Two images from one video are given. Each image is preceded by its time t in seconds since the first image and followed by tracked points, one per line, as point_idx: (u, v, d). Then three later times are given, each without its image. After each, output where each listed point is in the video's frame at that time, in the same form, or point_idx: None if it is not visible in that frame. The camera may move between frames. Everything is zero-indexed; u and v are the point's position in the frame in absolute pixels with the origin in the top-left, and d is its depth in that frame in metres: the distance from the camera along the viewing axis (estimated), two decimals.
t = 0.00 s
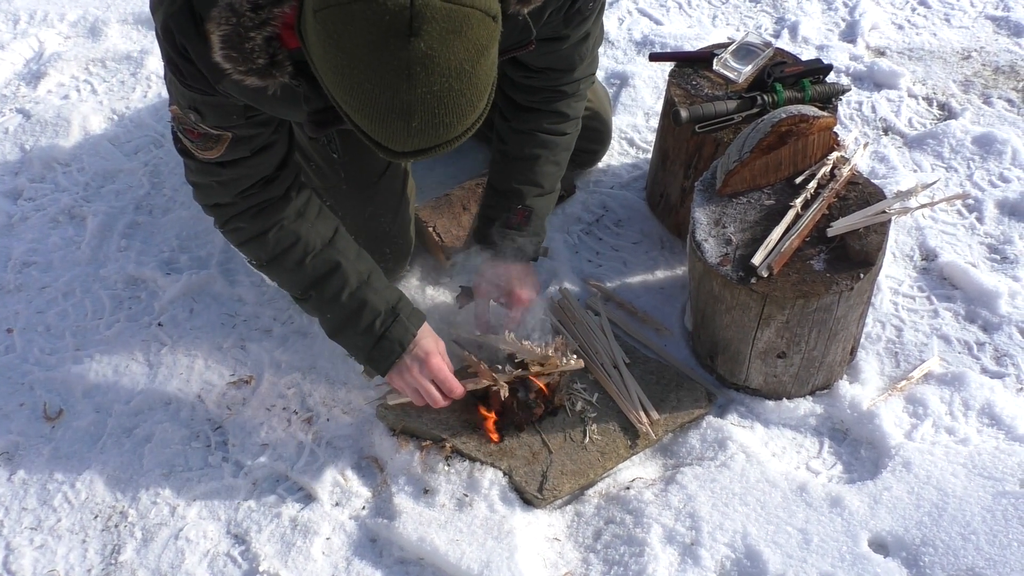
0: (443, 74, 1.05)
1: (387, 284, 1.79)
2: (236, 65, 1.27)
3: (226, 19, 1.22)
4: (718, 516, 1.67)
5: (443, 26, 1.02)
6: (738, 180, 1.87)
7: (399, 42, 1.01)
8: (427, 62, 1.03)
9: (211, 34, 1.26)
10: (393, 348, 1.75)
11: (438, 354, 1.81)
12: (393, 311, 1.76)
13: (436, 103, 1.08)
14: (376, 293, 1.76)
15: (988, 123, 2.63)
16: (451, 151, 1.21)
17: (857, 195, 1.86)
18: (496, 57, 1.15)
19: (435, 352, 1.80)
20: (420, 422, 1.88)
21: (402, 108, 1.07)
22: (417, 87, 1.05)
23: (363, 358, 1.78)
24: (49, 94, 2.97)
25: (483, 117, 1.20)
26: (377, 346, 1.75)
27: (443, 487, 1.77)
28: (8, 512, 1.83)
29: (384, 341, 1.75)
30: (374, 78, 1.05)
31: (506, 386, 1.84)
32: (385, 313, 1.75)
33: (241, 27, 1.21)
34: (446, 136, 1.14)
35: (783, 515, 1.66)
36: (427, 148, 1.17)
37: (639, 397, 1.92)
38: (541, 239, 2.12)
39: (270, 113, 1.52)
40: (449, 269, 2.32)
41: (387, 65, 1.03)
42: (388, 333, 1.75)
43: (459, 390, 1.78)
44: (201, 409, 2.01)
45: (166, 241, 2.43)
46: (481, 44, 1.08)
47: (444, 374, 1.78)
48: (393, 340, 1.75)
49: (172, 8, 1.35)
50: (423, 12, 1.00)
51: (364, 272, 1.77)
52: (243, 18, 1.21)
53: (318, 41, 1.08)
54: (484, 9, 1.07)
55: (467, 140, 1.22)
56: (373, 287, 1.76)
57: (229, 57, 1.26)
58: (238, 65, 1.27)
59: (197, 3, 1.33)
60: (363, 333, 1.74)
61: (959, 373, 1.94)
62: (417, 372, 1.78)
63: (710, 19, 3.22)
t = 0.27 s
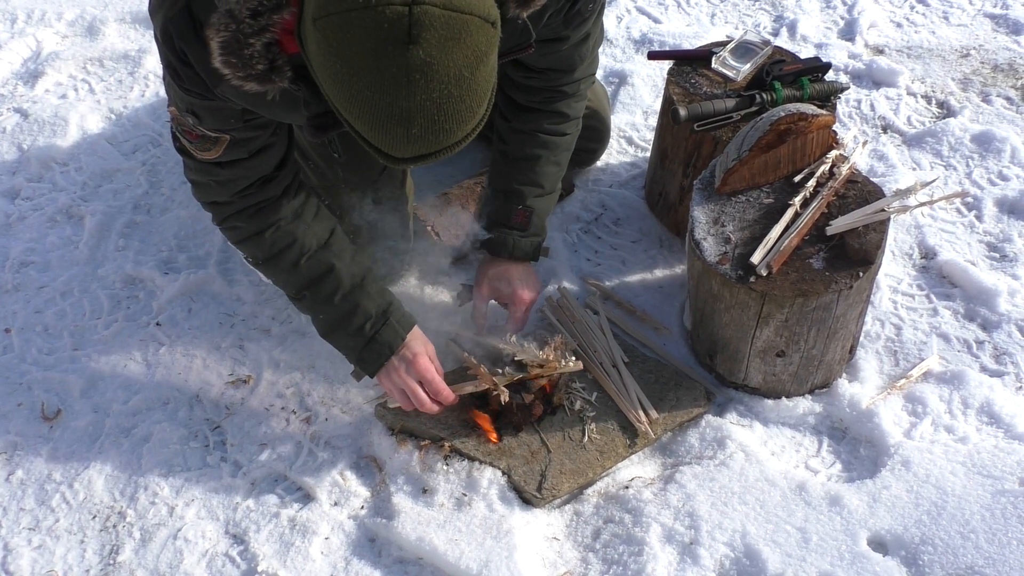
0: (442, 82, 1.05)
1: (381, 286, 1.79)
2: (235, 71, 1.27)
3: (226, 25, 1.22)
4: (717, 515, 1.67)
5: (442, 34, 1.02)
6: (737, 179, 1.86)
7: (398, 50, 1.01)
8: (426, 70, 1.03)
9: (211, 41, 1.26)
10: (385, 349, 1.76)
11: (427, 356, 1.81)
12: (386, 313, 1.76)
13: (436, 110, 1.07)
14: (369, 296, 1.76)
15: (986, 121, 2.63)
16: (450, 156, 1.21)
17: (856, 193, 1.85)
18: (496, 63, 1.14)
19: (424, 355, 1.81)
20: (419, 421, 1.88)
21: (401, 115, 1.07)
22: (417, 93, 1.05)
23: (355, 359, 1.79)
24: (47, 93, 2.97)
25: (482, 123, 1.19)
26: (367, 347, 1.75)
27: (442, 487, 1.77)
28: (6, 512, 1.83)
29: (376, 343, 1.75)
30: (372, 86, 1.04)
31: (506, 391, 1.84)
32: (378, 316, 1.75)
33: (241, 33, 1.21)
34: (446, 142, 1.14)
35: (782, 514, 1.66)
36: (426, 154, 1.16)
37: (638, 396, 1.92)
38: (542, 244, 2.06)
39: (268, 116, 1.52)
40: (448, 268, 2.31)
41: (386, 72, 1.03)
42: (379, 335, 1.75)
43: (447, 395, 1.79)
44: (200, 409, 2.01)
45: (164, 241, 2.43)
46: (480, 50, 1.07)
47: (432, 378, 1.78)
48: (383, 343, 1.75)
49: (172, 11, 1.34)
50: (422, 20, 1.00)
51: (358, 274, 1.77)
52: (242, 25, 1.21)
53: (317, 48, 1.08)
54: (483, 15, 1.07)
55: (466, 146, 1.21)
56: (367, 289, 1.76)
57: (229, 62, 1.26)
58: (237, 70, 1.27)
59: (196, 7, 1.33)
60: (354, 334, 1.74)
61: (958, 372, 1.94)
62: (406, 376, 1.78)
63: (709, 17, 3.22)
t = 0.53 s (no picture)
0: (439, 81, 1.04)
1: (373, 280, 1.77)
2: (231, 71, 1.26)
3: (223, 26, 1.21)
4: (717, 514, 1.67)
5: (438, 34, 1.02)
6: (737, 177, 1.86)
7: (394, 51, 1.01)
8: (422, 70, 1.03)
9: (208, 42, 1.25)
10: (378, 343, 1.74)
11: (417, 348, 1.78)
12: (377, 307, 1.74)
13: (433, 110, 1.07)
14: (361, 290, 1.73)
15: (986, 120, 2.63)
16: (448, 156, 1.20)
17: (855, 192, 1.86)
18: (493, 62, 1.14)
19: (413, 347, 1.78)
20: (419, 421, 1.87)
21: (398, 115, 1.06)
22: (414, 94, 1.04)
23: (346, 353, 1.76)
24: (45, 92, 2.96)
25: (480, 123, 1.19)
26: (360, 340, 1.73)
27: (442, 486, 1.77)
28: (5, 513, 1.82)
29: (369, 336, 1.73)
30: (369, 86, 1.04)
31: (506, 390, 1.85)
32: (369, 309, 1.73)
33: (237, 33, 1.20)
34: (443, 142, 1.13)
35: (782, 513, 1.66)
36: (424, 155, 1.16)
37: (638, 395, 1.91)
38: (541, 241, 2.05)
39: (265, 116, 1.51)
40: (447, 268, 2.31)
41: (382, 73, 1.02)
42: (371, 329, 1.73)
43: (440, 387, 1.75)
44: (199, 409, 2.00)
45: (163, 240, 2.42)
46: (477, 51, 1.07)
47: (423, 371, 1.75)
48: (375, 336, 1.73)
49: (170, 12, 1.34)
50: (418, 20, 1.00)
51: (350, 268, 1.74)
52: (239, 25, 1.19)
53: (313, 49, 1.08)
54: (480, 15, 1.07)
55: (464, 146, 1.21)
56: (359, 283, 1.74)
57: (226, 63, 1.25)
58: (233, 71, 1.25)
59: (195, 8, 1.33)
60: (345, 327, 1.71)
61: (957, 371, 1.94)
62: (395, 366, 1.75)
63: (708, 16, 3.22)
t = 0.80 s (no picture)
0: (443, 72, 1.04)
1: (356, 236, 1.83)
2: (237, 67, 1.27)
3: (227, 22, 1.21)
4: (717, 513, 1.67)
5: (444, 25, 1.01)
6: (737, 176, 1.86)
7: (399, 41, 1.00)
8: (427, 61, 1.02)
9: (213, 37, 1.25)
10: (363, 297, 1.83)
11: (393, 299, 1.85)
12: (361, 264, 1.81)
13: (437, 102, 1.07)
14: (346, 248, 1.81)
15: (985, 118, 2.63)
16: (452, 148, 1.20)
17: (855, 191, 1.85)
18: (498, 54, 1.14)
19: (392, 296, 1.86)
20: (418, 420, 1.87)
21: (402, 107, 1.06)
22: (418, 85, 1.04)
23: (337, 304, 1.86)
24: (44, 91, 2.96)
25: (484, 115, 1.19)
26: (347, 293, 1.82)
27: (441, 485, 1.77)
28: (5, 512, 1.82)
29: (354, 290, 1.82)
30: (373, 77, 1.04)
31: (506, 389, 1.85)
32: (353, 266, 1.81)
33: (242, 29, 1.20)
34: (447, 135, 1.13)
35: (781, 512, 1.66)
36: (428, 147, 1.16)
37: (637, 394, 1.91)
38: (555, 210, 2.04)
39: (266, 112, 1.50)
40: (446, 267, 2.31)
41: (386, 64, 1.02)
42: (356, 283, 1.81)
43: (425, 332, 1.83)
44: (199, 408, 2.00)
45: (162, 240, 2.42)
46: (482, 42, 1.07)
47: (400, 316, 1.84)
48: (360, 291, 1.82)
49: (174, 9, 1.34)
50: (423, 10, 1.00)
51: (333, 226, 1.81)
52: (243, 20, 1.20)
53: (318, 39, 1.07)
54: (485, 7, 1.06)
55: (468, 138, 1.21)
56: (342, 241, 1.81)
57: (230, 58, 1.25)
58: (238, 67, 1.26)
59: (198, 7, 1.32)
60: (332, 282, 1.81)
61: (957, 369, 1.93)
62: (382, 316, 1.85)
63: (707, 14, 3.21)
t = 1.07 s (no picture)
0: (469, 56, 1.07)
1: (368, 200, 1.88)
2: (252, 55, 1.31)
3: (243, 10, 1.24)
4: (716, 512, 1.68)
5: (472, 11, 1.04)
6: (735, 176, 1.86)
7: (428, 26, 1.03)
8: (454, 46, 1.05)
9: (228, 23, 1.28)
10: (377, 261, 1.90)
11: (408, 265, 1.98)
12: (374, 230, 1.88)
13: (461, 86, 1.10)
14: (359, 213, 1.86)
15: (983, 118, 2.63)
16: (469, 133, 1.24)
17: (853, 190, 1.85)
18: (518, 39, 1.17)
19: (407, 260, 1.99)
20: (417, 420, 1.87)
21: (427, 89, 1.09)
22: (444, 69, 1.07)
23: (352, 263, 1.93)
24: (43, 92, 2.96)
25: (502, 100, 1.22)
26: (362, 257, 1.90)
27: (441, 485, 1.77)
28: (4, 512, 1.82)
29: (369, 255, 1.89)
30: (400, 59, 1.07)
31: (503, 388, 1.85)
32: (366, 232, 1.87)
33: (261, 17, 1.24)
34: (466, 120, 1.17)
35: (780, 511, 1.67)
36: (446, 131, 1.19)
37: (636, 393, 1.92)
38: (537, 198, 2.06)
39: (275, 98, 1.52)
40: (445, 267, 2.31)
41: (414, 47, 1.05)
42: (371, 246, 1.88)
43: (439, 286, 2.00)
44: (198, 408, 2.00)
45: (161, 240, 2.42)
46: (506, 28, 1.10)
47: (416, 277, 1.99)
48: (376, 254, 1.89)
49: None
50: None
51: (345, 193, 1.85)
52: (262, 8, 1.24)
53: (344, 20, 1.10)
54: None
55: (486, 123, 1.25)
56: (355, 207, 1.86)
57: (246, 45, 1.29)
58: (255, 55, 1.31)
59: None
60: (348, 247, 1.88)
61: (956, 368, 1.94)
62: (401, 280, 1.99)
63: (706, 14, 3.22)
